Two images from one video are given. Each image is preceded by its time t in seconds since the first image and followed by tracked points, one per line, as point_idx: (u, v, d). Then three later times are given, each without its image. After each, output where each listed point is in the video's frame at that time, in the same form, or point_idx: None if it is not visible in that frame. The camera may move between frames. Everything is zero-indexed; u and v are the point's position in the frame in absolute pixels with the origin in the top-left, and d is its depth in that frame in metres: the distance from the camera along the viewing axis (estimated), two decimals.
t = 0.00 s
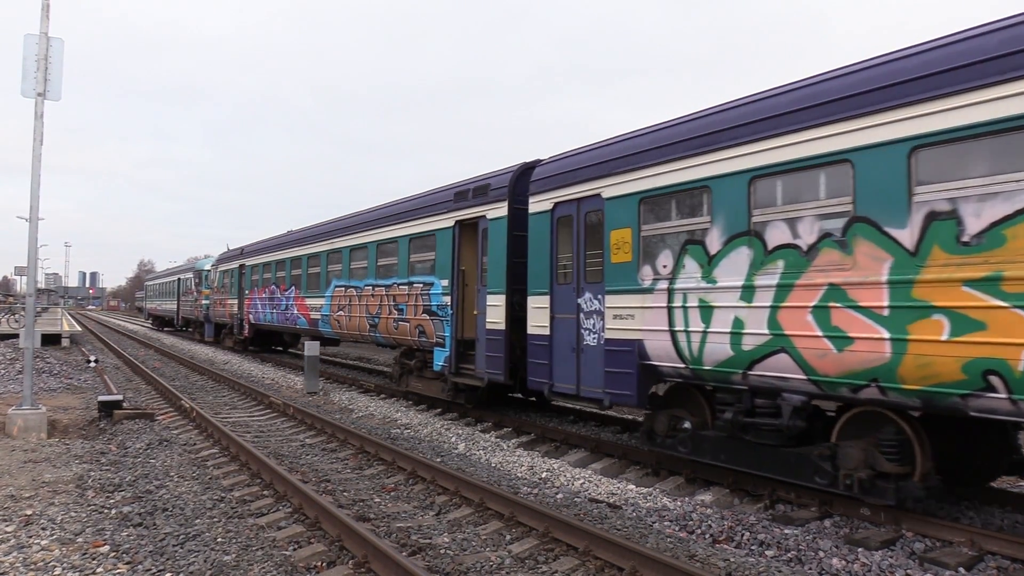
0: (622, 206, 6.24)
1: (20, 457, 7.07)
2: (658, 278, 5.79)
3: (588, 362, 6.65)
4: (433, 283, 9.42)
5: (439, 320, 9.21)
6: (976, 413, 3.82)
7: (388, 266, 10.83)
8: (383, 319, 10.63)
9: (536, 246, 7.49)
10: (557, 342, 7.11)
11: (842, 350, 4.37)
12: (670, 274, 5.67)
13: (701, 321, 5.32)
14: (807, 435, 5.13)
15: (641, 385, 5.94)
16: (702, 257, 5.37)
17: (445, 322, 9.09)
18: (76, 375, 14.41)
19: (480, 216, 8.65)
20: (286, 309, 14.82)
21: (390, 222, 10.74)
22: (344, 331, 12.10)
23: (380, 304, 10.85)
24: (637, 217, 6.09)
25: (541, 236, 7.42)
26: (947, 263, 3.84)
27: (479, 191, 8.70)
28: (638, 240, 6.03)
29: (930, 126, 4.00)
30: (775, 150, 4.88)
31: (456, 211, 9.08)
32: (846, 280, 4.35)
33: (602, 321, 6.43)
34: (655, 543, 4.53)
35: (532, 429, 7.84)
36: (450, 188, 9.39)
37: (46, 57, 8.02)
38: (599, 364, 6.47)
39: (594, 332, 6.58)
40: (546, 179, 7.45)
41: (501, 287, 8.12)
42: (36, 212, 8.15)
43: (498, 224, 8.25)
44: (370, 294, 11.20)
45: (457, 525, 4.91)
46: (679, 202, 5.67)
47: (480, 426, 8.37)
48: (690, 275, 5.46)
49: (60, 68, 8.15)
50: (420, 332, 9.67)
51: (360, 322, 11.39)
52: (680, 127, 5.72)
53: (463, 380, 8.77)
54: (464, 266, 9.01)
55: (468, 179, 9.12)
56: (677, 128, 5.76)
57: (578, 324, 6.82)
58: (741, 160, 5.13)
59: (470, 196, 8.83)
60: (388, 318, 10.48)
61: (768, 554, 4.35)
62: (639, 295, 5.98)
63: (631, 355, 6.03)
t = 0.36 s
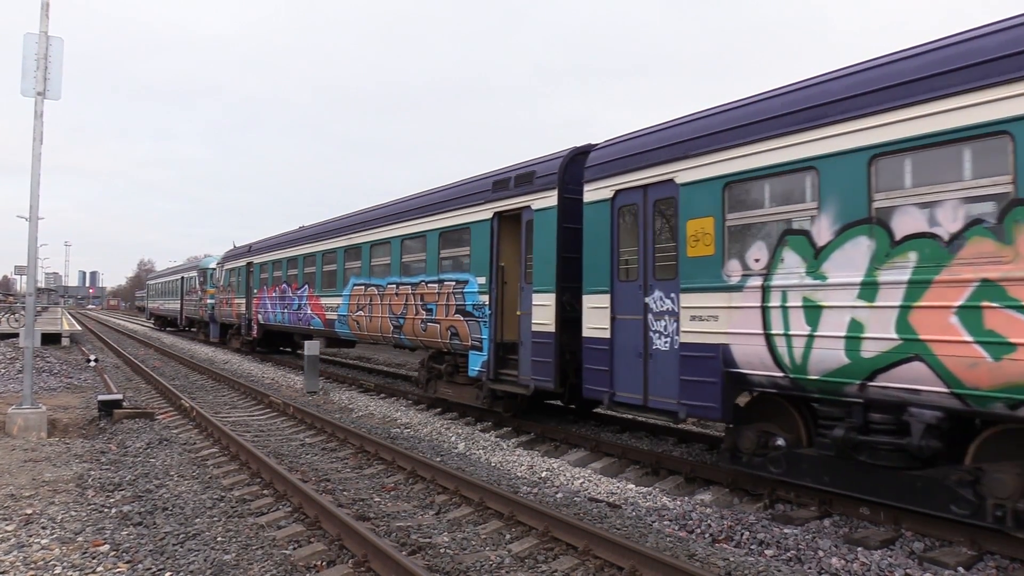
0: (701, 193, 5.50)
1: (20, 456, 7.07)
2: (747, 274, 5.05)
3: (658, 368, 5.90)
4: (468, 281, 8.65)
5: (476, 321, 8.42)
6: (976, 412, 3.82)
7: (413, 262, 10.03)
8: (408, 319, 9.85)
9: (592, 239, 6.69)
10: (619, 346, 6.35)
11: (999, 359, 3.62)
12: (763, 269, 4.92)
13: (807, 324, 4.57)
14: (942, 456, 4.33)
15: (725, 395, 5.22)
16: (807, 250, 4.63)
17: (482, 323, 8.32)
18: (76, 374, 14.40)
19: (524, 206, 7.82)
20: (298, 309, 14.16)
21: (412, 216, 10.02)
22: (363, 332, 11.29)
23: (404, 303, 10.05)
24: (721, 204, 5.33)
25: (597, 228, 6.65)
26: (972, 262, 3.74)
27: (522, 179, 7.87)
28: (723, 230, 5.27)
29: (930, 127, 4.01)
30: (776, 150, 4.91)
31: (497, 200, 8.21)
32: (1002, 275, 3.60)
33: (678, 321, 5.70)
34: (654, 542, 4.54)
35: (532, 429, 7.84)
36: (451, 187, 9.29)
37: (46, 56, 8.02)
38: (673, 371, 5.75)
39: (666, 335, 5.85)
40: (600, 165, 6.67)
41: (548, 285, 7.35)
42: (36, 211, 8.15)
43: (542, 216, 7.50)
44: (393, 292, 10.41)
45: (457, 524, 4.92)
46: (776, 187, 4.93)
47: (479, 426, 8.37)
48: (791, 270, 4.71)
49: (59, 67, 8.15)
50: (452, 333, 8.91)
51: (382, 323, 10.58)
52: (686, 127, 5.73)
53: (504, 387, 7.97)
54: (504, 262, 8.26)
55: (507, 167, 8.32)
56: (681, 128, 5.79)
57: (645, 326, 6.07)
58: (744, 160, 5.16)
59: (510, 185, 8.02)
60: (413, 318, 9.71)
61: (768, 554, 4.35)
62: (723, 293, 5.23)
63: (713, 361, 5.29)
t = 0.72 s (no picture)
0: (802, 177, 4.73)
1: (20, 455, 7.07)
2: (871, 268, 4.30)
3: (748, 377, 5.10)
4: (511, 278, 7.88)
5: (520, 322, 7.63)
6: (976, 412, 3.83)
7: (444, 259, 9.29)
8: (439, 320, 9.09)
9: (658, 230, 5.94)
10: (696, 351, 5.53)
11: None
12: (890, 263, 4.18)
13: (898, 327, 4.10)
14: None
15: (838, 408, 4.47)
16: (948, 239, 3.88)
17: (527, 324, 7.54)
18: (76, 373, 14.40)
19: (579, 194, 7.02)
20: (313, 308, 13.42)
21: (441, 209, 9.32)
22: (387, 333, 10.53)
23: (435, 302, 9.29)
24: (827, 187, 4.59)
25: (667, 218, 5.84)
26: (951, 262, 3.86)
27: (575, 164, 7.11)
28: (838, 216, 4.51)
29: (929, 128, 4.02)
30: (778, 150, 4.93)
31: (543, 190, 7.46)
32: None
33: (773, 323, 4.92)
34: (654, 541, 4.54)
35: (532, 428, 7.84)
36: (451, 187, 9.25)
37: (46, 55, 8.01)
38: (765, 382, 4.99)
39: (757, 339, 5.05)
40: (669, 149, 5.89)
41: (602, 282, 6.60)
42: (36, 210, 8.15)
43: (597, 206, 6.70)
44: (423, 291, 9.63)
45: (457, 523, 4.92)
46: (856, 175, 4.44)
47: (479, 425, 8.37)
48: (927, 264, 3.97)
49: (59, 66, 8.15)
50: (490, 335, 8.16)
51: (409, 323, 9.82)
52: (686, 127, 5.75)
53: (553, 395, 7.11)
54: (551, 257, 7.50)
55: (554, 152, 7.58)
56: (682, 128, 5.81)
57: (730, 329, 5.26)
58: (746, 159, 5.19)
59: (559, 172, 7.27)
60: (444, 319, 8.97)
61: (767, 553, 4.35)
62: (835, 292, 4.48)
63: (824, 370, 4.53)
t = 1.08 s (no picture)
0: (938, 154, 4.01)
1: (20, 453, 7.07)
2: None
3: (868, 389, 4.34)
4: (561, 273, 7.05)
5: (574, 323, 6.81)
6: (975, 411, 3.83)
7: (480, 252, 8.44)
8: (476, 321, 8.21)
9: (749, 216, 5.18)
10: (796, 358, 4.78)
11: None
12: None
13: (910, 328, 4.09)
14: None
15: (993, 425, 3.72)
16: None
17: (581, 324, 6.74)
18: (76, 371, 14.41)
19: (645, 178, 6.18)
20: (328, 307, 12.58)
21: (467, 200, 8.73)
22: (414, 336, 9.63)
23: (471, 302, 8.40)
24: (972, 163, 3.86)
25: (760, 204, 5.10)
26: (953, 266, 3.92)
27: (640, 145, 6.29)
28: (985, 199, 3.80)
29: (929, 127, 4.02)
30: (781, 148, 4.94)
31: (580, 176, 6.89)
32: None
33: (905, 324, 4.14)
34: (654, 539, 4.54)
35: (532, 425, 7.84)
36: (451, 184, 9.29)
37: (45, 52, 8.00)
38: (892, 394, 4.21)
39: (881, 343, 4.27)
40: (760, 124, 5.15)
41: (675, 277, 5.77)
42: (36, 207, 8.14)
43: (670, 190, 5.89)
44: (457, 289, 8.76)
45: (456, 521, 4.92)
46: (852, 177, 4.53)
47: (479, 423, 8.37)
48: None
49: (59, 63, 8.14)
50: (537, 337, 7.30)
51: (439, 324, 8.95)
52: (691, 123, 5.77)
53: (611, 404, 6.33)
54: (609, 249, 6.68)
55: (612, 134, 6.81)
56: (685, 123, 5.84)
57: (844, 331, 4.51)
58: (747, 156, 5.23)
59: (623, 154, 6.46)
60: (481, 319, 8.09)
61: (767, 550, 4.35)
62: (989, 287, 3.73)
63: (971, 381, 3.79)
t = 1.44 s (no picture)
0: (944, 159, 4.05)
1: (19, 452, 7.06)
2: None
3: None
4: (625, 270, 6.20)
5: (641, 325, 5.98)
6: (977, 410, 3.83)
7: (524, 246, 7.59)
8: (521, 322, 7.39)
9: (865, 201, 4.40)
10: (932, 366, 4.02)
11: None
12: None
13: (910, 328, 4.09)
14: None
15: None
16: None
17: (650, 326, 5.90)
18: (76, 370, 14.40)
19: (731, 161, 5.35)
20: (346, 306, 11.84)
21: (471, 198, 8.56)
22: (447, 338, 8.79)
23: (515, 301, 7.56)
24: None
25: (877, 187, 4.34)
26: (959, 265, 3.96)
27: (721, 124, 5.47)
28: None
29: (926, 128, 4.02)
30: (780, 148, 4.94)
31: (610, 170, 6.43)
32: None
33: None
34: (654, 538, 4.54)
35: (532, 425, 7.83)
36: (449, 183, 9.27)
37: (45, 51, 7.99)
38: None
39: None
40: (878, 96, 4.40)
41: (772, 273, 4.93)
42: (35, 206, 8.13)
43: (762, 173, 5.07)
44: (497, 289, 7.91)
45: (456, 521, 4.91)
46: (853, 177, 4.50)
47: (479, 422, 8.36)
48: None
49: (59, 62, 8.13)
50: (594, 341, 6.49)
51: (476, 326, 8.15)
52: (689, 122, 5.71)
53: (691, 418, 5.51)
54: (684, 242, 5.84)
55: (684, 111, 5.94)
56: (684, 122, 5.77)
57: (999, 335, 3.75)
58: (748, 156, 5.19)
59: (700, 134, 5.60)
60: (526, 321, 7.29)
61: (767, 550, 4.35)
62: None
63: None
